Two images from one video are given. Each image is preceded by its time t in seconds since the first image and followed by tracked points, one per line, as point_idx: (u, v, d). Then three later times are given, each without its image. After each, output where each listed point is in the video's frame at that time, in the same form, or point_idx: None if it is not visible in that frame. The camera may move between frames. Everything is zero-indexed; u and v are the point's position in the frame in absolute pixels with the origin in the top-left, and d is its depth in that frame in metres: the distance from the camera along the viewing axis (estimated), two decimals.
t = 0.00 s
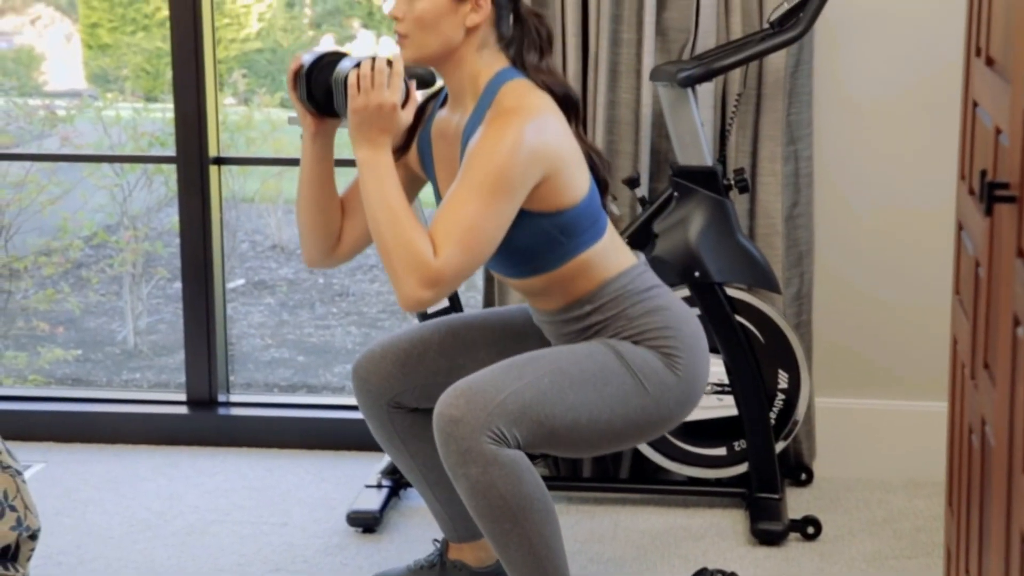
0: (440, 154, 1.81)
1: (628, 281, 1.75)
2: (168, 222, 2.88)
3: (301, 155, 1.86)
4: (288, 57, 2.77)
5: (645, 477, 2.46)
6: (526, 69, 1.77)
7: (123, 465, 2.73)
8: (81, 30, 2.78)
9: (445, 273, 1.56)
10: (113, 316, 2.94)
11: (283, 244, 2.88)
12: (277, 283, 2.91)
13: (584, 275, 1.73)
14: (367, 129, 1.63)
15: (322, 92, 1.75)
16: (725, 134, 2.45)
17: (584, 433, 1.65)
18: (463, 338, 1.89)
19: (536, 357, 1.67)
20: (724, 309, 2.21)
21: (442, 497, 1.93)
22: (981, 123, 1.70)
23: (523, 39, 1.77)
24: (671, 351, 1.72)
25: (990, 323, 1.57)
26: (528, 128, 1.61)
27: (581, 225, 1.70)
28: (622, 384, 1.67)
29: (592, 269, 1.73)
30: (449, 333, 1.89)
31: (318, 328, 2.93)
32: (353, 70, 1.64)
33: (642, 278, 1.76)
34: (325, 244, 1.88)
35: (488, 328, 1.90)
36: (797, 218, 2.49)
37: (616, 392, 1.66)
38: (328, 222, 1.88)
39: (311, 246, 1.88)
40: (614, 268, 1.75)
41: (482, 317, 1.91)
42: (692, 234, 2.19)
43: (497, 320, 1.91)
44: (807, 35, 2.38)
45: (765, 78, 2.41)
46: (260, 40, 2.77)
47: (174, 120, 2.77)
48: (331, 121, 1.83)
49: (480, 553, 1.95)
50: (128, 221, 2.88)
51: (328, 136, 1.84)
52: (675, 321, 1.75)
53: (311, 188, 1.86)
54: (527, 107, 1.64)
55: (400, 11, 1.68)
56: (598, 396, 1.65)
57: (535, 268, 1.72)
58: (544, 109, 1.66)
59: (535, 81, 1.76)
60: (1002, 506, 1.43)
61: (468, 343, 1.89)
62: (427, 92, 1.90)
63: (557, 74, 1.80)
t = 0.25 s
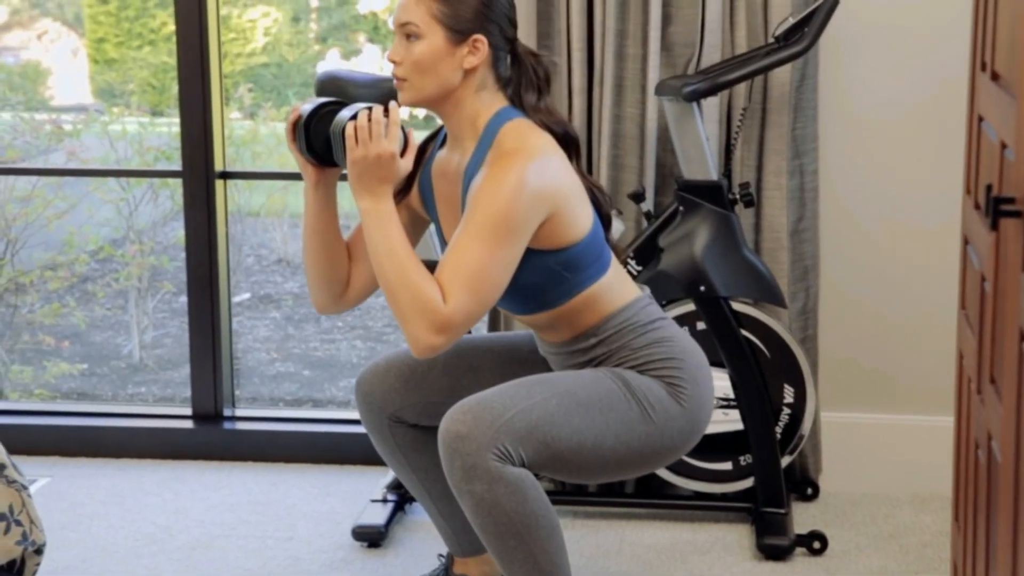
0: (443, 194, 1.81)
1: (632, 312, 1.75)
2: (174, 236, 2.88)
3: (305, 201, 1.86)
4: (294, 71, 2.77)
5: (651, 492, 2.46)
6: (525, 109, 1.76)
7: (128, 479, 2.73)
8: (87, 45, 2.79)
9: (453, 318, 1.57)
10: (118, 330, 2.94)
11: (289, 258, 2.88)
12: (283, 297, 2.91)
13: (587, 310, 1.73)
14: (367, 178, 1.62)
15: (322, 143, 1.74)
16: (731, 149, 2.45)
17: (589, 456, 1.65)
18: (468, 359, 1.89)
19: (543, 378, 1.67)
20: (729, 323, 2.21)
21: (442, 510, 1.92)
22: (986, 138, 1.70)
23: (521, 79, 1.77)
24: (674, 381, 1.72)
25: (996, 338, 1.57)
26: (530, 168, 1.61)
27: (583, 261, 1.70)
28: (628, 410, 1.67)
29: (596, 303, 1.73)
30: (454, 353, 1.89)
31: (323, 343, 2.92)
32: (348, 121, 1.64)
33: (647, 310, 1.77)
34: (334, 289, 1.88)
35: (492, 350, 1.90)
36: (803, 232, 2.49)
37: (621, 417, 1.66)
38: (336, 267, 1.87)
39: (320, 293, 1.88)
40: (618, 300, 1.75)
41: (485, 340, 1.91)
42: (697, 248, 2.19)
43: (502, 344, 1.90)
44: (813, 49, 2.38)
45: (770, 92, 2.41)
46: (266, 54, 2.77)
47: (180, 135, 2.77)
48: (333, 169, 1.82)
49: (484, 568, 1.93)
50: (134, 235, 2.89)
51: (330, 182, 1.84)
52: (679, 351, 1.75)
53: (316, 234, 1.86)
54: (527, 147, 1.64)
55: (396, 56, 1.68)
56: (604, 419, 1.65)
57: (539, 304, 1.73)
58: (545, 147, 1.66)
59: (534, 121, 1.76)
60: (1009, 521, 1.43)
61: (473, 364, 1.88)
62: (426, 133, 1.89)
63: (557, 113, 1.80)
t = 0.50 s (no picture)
0: (445, 161, 1.80)
1: (625, 285, 1.73)
2: (179, 255, 2.88)
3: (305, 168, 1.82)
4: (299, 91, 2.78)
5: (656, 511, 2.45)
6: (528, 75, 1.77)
7: (133, 498, 2.72)
8: (94, 64, 2.80)
9: (457, 278, 1.55)
10: (124, 349, 2.94)
11: (294, 276, 2.88)
12: (288, 316, 2.91)
13: (586, 280, 1.72)
14: (368, 141, 1.61)
15: (320, 109, 1.71)
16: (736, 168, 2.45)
17: (587, 452, 1.64)
18: (467, 362, 1.84)
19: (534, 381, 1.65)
20: (734, 342, 2.21)
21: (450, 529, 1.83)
22: (991, 158, 1.70)
23: (526, 49, 1.77)
24: (665, 355, 1.70)
25: (1002, 358, 1.57)
26: (534, 133, 1.61)
27: (585, 229, 1.69)
28: (622, 400, 1.65)
29: (594, 273, 1.72)
30: (453, 356, 1.85)
31: (328, 361, 2.92)
32: (347, 86, 1.63)
33: (640, 281, 1.75)
34: (336, 259, 1.85)
35: (492, 351, 1.85)
36: (808, 251, 2.49)
37: (615, 407, 1.65)
38: (339, 237, 1.84)
39: (321, 260, 1.85)
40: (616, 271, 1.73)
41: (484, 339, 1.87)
42: (702, 267, 2.19)
43: (500, 342, 1.87)
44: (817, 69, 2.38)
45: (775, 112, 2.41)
46: (272, 73, 2.78)
47: (186, 154, 2.78)
48: (335, 137, 1.79)
49: None
50: (139, 254, 2.89)
51: (333, 154, 1.81)
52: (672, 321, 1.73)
53: (319, 204, 1.82)
54: (533, 113, 1.64)
55: (404, 20, 1.68)
56: (598, 415, 1.63)
57: (536, 269, 1.71)
58: (551, 116, 1.66)
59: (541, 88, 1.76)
60: (1015, 542, 1.43)
61: (473, 367, 1.84)
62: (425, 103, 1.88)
63: (561, 82, 1.80)
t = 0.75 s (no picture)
0: (447, 68, 1.62)
1: (612, 219, 1.59)
2: (184, 267, 2.88)
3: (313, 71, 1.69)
4: (304, 103, 2.78)
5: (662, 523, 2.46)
6: None
7: (138, 510, 2.72)
8: (99, 77, 2.80)
9: (467, 182, 1.40)
10: (128, 361, 2.95)
11: (299, 288, 2.89)
12: (293, 327, 2.92)
13: (585, 197, 1.58)
14: (375, 43, 1.46)
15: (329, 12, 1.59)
16: (740, 180, 2.45)
17: (584, 424, 1.52)
18: (474, 343, 1.69)
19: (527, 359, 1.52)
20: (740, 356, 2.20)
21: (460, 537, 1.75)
22: (996, 169, 1.70)
23: None
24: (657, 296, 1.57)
25: (1007, 369, 1.57)
26: (546, 38, 1.45)
27: (586, 144, 1.55)
28: (617, 361, 1.53)
29: (592, 192, 1.58)
30: (444, 340, 1.69)
31: (333, 373, 2.93)
32: None
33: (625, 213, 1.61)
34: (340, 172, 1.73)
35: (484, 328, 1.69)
36: (813, 263, 2.49)
37: (612, 371, 1.52)
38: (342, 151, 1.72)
39: (324, 167, 1.72)
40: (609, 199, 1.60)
41: (475, 312, 1.71)
42: (706, 278, 2.19)
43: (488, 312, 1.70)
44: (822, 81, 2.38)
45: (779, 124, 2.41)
46: (276, 86, 2.78)
47: (191, 166, 2.78)
48: (343, 45, 1.66)
49: None
50: (144, 265, 2.89)
51: (343, 62, 1.68)
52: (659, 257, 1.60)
53: (324, 114, 1.70)
54: (545, 17, 1.48)
55: None
56: (597, 386, 1.51)
57: (534, 183, 1.57)
58: (561, 25, 1.49)
59: None
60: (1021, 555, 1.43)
61: (464, 351, 1.68)
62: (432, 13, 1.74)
63: None
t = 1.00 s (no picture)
0: None
1: (588, 144, 1.52)
2: (190, 275, 2.89)
3: None
4: (310, 111, 2.79)
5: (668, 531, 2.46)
6: None
7: (144, 518, 2.73)
8: (105, 85, 2.81)
9: (491, 68, 1.36)
10: (134, 369, 2.95)
11: (305, 296, 2.89)
12: (298, 335, 2.91)
13: (573, 104, 1.53)
14: None
15: None
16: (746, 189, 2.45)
17: (582, 387, 1.47)
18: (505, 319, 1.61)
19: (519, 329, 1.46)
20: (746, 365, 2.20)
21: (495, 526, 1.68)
22: (1002, 178, 1.70)
23: None
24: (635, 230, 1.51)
25: (1013, 379, 1.57)
26: None
27: (581, 49, 1.51)
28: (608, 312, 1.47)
29: (580, 99, 1.53)
30: (446, 322, 1.61)
31: (338, 381, 2.93)
32: None
33: (601, 133, 1.53)
34: (361, 76, 1.66)
35: (475, 298, 1.61)
36: (819, 271, 2.49)
37: (602, 324, 1.47)
38: (363, 55, 1.64)
39: (343, 75, 1.66)
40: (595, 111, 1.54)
41: (468, 281, 1.63)
42: (712, 287, 2.19)
43: (477, 281, 1.62)
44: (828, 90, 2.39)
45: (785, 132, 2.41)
46: (282, 94, 2.79)
47: (197, 174, 2.79)
48: None
49: None
50: (150, 274, 2.90)
51: None
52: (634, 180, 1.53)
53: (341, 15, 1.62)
54: None
55: None
56: (590, 344, 1.46)
57: (529, 82, 1.51)
58: None
59: None
60: None
61: (467, 328, 1.61)
62: None
63: None
